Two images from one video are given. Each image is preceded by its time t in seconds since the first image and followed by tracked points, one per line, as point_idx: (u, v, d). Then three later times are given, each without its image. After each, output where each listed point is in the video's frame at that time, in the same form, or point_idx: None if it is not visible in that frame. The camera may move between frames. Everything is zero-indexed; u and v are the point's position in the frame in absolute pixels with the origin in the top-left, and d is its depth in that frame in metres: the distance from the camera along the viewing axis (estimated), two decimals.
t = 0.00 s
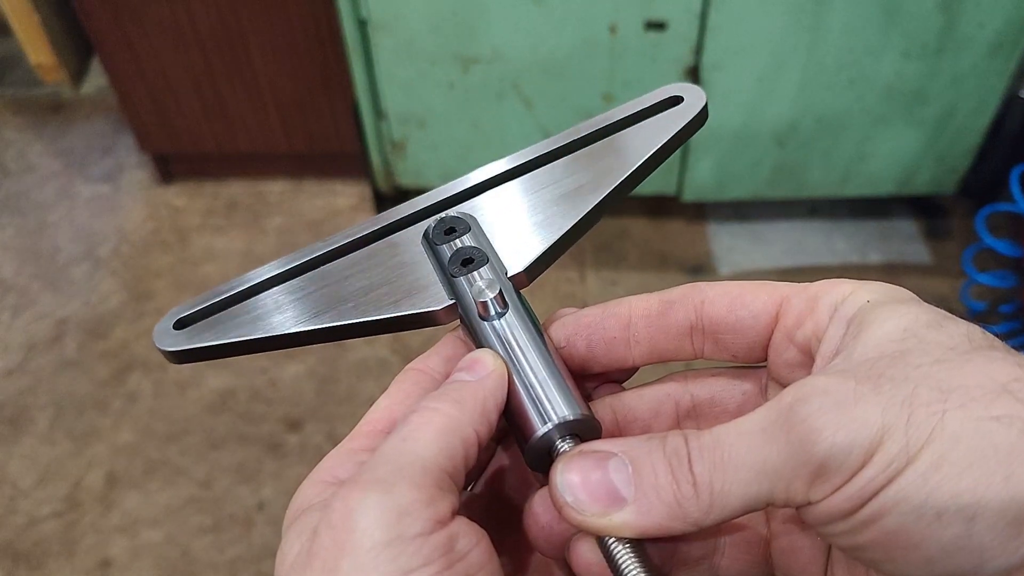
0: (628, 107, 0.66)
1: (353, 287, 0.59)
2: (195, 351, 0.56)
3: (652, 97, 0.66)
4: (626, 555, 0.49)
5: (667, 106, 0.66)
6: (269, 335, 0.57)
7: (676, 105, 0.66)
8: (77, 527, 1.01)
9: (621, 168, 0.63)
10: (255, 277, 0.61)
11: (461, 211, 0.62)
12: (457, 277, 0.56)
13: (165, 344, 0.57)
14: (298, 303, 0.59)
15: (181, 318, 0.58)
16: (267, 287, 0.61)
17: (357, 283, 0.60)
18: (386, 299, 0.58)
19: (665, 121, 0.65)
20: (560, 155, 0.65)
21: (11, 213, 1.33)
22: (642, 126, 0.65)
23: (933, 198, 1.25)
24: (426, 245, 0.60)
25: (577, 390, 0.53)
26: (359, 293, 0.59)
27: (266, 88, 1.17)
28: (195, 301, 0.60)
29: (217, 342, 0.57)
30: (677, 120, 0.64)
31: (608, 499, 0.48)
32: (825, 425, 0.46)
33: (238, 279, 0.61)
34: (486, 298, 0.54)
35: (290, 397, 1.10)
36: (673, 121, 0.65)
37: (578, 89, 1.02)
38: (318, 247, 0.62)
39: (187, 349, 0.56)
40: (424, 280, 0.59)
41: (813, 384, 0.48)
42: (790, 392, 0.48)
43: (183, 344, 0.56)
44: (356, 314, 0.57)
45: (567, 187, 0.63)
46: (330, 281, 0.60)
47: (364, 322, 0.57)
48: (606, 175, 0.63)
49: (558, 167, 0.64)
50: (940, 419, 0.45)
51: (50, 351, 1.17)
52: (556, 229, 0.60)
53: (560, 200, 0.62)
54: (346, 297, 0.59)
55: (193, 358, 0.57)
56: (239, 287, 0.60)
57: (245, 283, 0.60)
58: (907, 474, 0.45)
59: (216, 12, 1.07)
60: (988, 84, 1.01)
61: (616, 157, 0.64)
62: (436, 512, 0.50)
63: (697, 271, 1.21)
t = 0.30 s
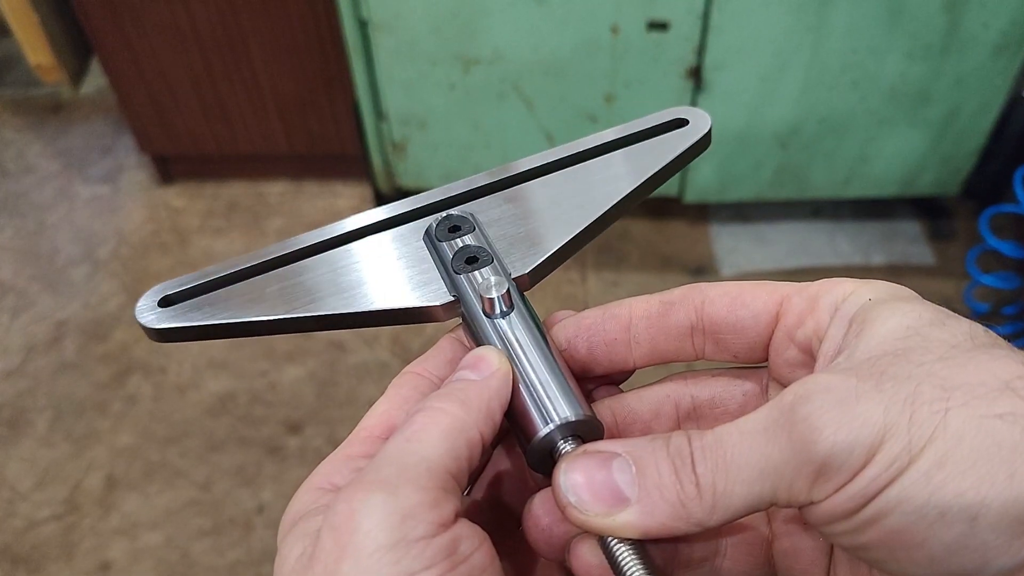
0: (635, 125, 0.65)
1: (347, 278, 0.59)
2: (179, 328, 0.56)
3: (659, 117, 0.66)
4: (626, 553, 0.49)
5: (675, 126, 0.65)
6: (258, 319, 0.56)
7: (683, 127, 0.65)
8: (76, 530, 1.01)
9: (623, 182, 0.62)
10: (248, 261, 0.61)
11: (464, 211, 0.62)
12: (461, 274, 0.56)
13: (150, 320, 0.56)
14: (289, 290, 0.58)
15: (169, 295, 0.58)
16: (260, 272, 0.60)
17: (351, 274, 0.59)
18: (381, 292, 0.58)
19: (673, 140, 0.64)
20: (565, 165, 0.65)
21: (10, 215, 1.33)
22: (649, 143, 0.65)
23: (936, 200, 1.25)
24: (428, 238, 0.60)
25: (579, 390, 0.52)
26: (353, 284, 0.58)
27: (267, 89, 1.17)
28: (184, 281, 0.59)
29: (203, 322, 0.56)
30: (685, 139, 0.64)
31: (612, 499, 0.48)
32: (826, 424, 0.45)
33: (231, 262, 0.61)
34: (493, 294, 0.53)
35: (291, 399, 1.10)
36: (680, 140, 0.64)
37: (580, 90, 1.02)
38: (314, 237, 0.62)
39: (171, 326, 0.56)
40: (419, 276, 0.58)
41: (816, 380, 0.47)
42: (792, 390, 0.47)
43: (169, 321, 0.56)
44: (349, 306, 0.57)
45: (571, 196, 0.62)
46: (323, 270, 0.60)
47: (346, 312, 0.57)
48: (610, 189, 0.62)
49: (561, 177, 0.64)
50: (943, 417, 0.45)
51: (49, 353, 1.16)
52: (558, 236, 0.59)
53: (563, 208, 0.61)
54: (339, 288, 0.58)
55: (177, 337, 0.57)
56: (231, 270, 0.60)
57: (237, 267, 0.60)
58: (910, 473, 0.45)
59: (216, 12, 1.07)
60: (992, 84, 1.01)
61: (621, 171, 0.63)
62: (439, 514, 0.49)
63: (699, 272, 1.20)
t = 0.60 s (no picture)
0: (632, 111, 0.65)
1: (353, 288, 0.58)
2: (192, 351, 0.55)
3: (655, 102, 0.65)
4: (624, 561, 0.49)
5: (672, 110, 0.65)
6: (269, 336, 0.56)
7: (680, 110, 0.65)
8: (75, 532, 1.00)
9: (623, 171, 0.62)
10: (253, 278, 0.60)
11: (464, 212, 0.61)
12: (459, 277, 0.55)
13: (162, 344, 0.55)
14: (298, 305, 0.58)
15: (178, 317, 0.57)
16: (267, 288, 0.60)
17: (357, 284, 0.59)
18: (387, 301, 0.57)
19: (669, 127, 0.64)
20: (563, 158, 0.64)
21: (9, 216, 1.33)
22: (645, 131, 0.64)
23: (940, 200, 1.24)
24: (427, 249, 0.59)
25: (576, 392, 0.52)
26: (359, 294, 0.58)
27: (267, 90, 1.16)
28: (191, 301, 0.58)
29: (216, 342, 0.56)
30: (681, 125, 0.63)
31: (605, 502, 0.47)
32: (822, 424, 0.45)
33: (236, 280, 0.60)
34: (487, 299, 0.53)
35: (291, 401, 1.09)
36: (676, 127, 0.64)
37: (581, 90, 1.02)
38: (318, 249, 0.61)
39: (184, 349, 0.55)
40: (422, 282, 0.58)
41: (813, 381, 0.47)
42: (788, 390, 0.47)
43: (181, 344, 0.55)
44: (357, 317, 0.56)
45: (570, 189, 0.62)
46: (330, 282, 0.59)
47: (362, 323, 0.56)
48: (609, 180, 0.61)
49: (560, 170, 0.63)
50: (940, 418, 0.44)
51: (48, 354, 1.16)
52: (557, 231, 0.59)
53: (560, 204, 0.61)
54: (347, 299, 0.58)
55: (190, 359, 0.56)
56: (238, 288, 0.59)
57: (244, 284, 0.59)
58: (906, 475, 0.44)
59: (216, 12, 1.07)
60: (995, 85, 1.00)
61: (618, 162, 0.62)
62: (432, 515, 0.49)
63: (701, 273, 1.20)
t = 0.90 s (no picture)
0: (627, 92, 0.63)
1: (360, 295, 0.58)
2: (207, 370, 0.55)
3: (650, 82, 0.63)
4: (619, 563, 0.48)
5: (669, 88, 0.63)
6: (281, 351, 0.55)
7: (677, 89, 0.63)
8: (74, 535, 1.00)
9: (618, 158, 0.60)
10: (259, 293, 0.59)
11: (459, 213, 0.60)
12: (454, 281, 0.54)
13: (177, 365, 0.55)
14: (306, 316, 0.58)
15: (188, 338, 0.56)
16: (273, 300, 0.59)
17: (363, 291, 0.58)
18: (393, 306, 0.57)
19: (664, 108, 0.62)
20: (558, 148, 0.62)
21: (8, 217, 1.32)
22: (640, 115, 0.62)
23: (943, 202, 1.24)
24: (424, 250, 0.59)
25: (572, 393, 0.51)
26: (365, 301, 0.58)
27: (267, 90, 1.16)
28: (200, 320, 0.58)
29: (229, 360, 0.55)
30: (677, 106, 0.61)
31: (599, 507, 0.47)
32: (818, 428, 0.44)
33: (242, 295, 0.59)
34: (479, 304, 0.52)
35: (292, 403, 1.09)
36: (671, 108, 0.62)
37: (583, 90, 1.01)
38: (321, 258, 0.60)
39: (199, 370, 0.55)
40: (425, 287, 0.57)
41: (807, 383, 0.46)
42: (784, 392, 0.46)
43: (195, 364, 0.55)
44: (366, 325, 0.56)
45: (566, 182, 0.61)
46: (336, 291, 0.59)
47: (377, 329, 0.56)
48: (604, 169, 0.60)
49: (555, 162, 0.62)
50: (936, 420, 0.44)
51: (47, 356, 1.16)
52: (553, 228, 0.58)
53: (555, 199, 0.60)
54: (354, 307, 0.57)
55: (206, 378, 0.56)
56: (245, 303, 0.58)
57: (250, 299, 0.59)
58: (902, 478, 0.44)
59: (216, 12, 1.06)
60: (999, 85, 1.00)
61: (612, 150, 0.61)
62: (423, 517, 0.49)
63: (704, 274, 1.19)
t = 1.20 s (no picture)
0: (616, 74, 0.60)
1: (367, 305, 0.57)
2: (225, 393, 0.55)
3: (638, 60, 0.60)
4: (614, 566, 0.47)
5: (658, 64, 0.60)
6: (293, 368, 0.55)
7: (667, 64, 0.60)
8: (74, 538, 1.00)
9: (607, 144, 0.58)
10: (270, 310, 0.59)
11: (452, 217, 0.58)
12: (448, 290, 0.53)
13: (199, 391, 0.55)
14: (317, 331, 0.57)
15: (207, 363, 0.57)
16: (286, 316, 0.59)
17: (370, 301, 0.58)
18: (399, 315, 0.56)
19: (652, 86, 0.59)
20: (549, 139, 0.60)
21: (7, 219, 1.32)
22: (628, 95, 0.60)
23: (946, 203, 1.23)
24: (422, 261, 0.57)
25: (569, 395, 0.51)
26: (372, 311, 0.57)
27: (267, 90, 1.15)
28: (218, 344, 0.58)
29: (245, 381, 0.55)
30: (665, 83, 0.59)
31: (593, 513, 0.46)
32: (814, 432, 0.44)
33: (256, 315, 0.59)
34: (469, 311, 0.51)
35: (292, 406, 1.08)
36: (660, 85, 0.59)
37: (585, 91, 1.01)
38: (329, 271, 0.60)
39: (220, 393, 0.55)
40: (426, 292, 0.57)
41: (800, 387, 0.45)
42: (779, 397, 0.46)
43: (214, 388, 0.55)
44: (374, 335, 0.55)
45: (557, 174, 0.58)
46: (344, 302, 0.58)
47: (387, 339, 0.55)
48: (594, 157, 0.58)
49: (546, 154, 0.60)
50: (932, 423, 0.43)
51: (46, 358, 1.15)
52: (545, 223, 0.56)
53: (547, 190, 0.58)
54: (362, 317, 0.57)
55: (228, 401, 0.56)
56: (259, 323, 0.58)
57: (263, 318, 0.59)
58: (898, 482, 0.44)
59: (215, 12, 1.06)
60: (1003, 85, 0.99)
61: (602, 136, 0.58)
62: (416, 520, 0.48)
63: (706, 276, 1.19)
